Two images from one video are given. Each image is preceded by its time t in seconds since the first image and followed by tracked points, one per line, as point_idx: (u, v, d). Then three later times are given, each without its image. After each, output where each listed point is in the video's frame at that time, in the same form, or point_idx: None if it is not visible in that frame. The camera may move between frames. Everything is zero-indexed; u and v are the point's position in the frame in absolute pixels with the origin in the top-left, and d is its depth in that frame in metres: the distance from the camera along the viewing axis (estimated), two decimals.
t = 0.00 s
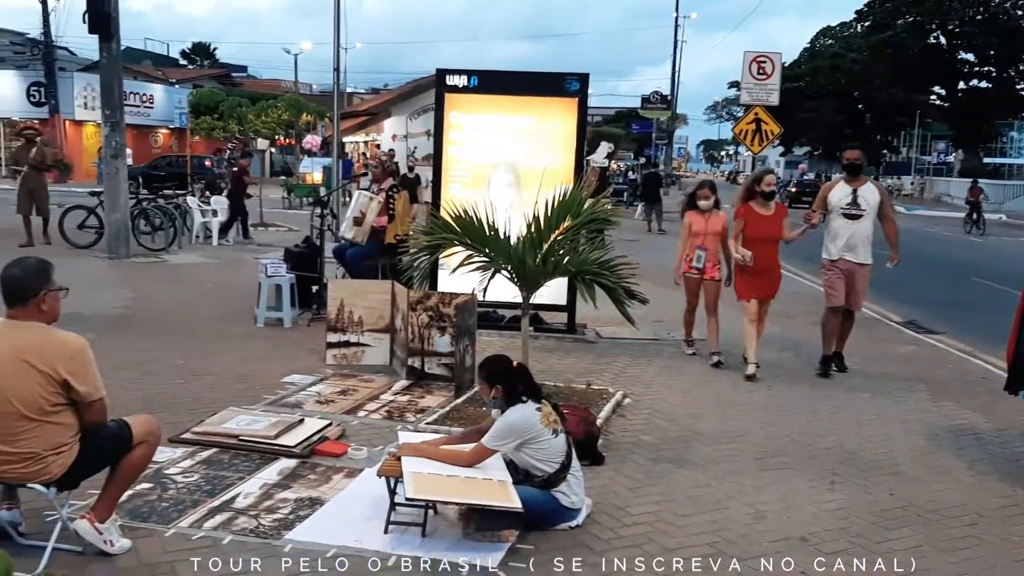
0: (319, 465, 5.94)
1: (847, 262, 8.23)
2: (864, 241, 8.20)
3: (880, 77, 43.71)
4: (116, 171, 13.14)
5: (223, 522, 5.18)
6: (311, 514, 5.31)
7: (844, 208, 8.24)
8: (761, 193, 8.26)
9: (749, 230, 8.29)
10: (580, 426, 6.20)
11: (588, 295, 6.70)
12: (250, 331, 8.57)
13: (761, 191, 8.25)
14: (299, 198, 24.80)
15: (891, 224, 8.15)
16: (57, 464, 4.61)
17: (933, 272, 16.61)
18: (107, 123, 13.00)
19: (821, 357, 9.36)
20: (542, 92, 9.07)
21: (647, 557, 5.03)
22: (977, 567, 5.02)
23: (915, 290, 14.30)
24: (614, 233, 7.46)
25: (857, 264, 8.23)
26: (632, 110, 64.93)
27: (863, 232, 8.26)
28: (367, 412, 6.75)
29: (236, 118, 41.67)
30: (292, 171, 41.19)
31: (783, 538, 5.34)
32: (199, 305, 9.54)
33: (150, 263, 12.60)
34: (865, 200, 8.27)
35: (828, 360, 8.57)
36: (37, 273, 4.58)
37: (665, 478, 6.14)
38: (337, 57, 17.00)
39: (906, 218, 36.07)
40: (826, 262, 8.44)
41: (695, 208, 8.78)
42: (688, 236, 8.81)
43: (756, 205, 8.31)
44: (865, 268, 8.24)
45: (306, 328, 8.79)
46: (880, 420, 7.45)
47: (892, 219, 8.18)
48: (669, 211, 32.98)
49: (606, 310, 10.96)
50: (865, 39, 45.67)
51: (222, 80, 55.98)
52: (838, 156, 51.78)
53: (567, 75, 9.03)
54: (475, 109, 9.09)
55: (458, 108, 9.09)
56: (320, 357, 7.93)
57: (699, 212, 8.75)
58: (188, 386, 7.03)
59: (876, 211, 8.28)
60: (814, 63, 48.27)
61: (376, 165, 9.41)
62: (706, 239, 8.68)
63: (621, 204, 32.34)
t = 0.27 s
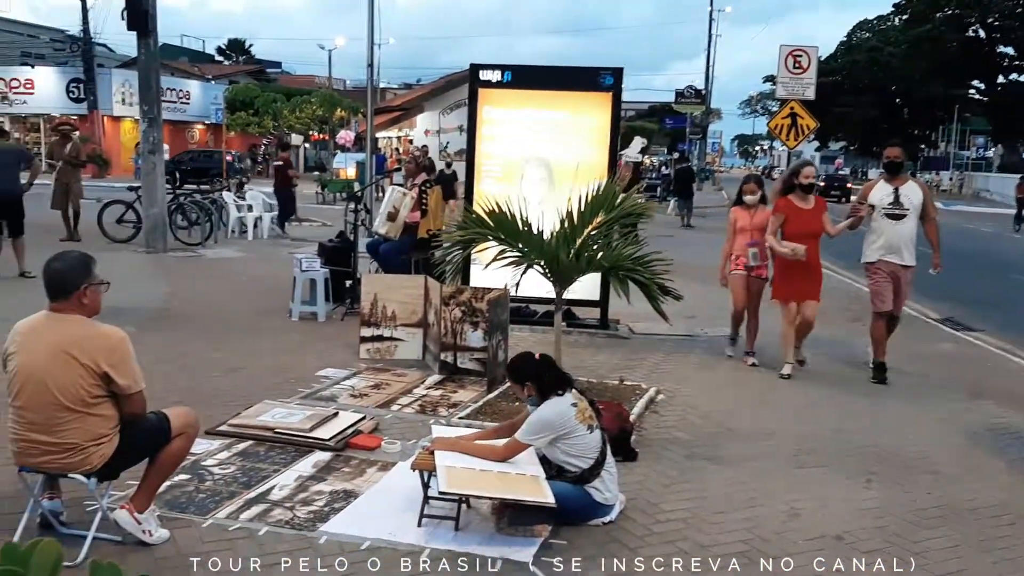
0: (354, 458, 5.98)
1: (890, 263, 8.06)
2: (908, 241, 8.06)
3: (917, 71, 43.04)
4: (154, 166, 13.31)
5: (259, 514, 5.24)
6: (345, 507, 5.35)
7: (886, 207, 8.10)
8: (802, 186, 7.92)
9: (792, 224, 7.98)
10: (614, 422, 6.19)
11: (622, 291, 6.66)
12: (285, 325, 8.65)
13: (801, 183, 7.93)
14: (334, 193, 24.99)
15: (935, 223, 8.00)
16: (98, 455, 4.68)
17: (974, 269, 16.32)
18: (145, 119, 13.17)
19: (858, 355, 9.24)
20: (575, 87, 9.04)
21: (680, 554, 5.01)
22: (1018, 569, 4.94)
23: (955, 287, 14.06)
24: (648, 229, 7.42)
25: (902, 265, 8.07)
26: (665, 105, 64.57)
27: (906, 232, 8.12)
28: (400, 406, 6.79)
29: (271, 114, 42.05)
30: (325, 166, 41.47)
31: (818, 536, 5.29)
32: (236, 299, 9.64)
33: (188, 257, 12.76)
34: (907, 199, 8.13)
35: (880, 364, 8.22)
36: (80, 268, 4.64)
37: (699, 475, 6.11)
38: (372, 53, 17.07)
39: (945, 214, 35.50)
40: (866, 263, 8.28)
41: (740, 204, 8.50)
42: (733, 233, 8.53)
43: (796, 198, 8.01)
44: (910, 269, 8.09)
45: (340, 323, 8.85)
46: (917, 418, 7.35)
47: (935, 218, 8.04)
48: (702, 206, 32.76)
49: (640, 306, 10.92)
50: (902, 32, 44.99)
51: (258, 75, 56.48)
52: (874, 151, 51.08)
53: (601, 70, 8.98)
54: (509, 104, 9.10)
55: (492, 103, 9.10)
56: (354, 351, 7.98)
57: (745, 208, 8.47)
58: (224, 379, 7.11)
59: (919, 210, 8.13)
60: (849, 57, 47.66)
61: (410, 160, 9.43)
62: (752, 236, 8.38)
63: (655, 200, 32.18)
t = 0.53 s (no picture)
0: (376, 454, 6.00)
1: (923, 265, 7.92)
2: (942, 240, 7.86)
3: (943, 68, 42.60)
4: (178, 163, 13.42)
5: (282, 508, 5.27)
6: (367, 503, 5.37)
7: (920, 205, 7.87)
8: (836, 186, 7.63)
9: (824, 227, 7.67)
10: (635, 420, 6.17)
11: (645, 289, 6.64)
12: (307, 321, 8.70)
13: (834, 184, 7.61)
14: (356, 190, 25.07)
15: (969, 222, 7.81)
16: (124, 448, 4.73)
17: (1001, 269, 16.14)
18: (170, 115, 13.26)
19: (882, 355, 9.17)
20: (599, 85, 9.02)
21: (702, 552, 4.99)
22: None
23: (981, 287, 13.91)
24: (670, 227, 7.39)
25: (936, 267, 7.90)
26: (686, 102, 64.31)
27: (939, 231, 7.92)
28: (422, 402, 6.81)
29: (293, 110, 42.25)
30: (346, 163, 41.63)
31: (842, 536, 5.26)
32: (259, 295, 9.71)
33: (212, 253, 12.86)
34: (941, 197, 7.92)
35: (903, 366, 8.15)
36: (106, 262, 4.68)
37: (721, 473, 6.09)
38: (394, 50, 17.11)
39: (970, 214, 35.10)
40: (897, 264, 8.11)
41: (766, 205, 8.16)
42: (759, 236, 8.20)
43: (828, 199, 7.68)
44: (943, 269, 7.90)
45: (362, 319, 8.89)
46: (941, 419, 7.29)
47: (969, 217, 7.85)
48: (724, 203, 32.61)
49: (662, 304, 10.90)
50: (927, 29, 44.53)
51: (281, 72, 56.74)
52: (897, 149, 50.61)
53: (624, 67, 8.95)
54: (531, 101, 9.09)
55: (515, 100, 9.10)
56: (376, 347, 8.01)
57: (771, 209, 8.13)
58: (248, 374, 7.16)
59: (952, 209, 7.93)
60: (872, 54, 47.24)
61: (432, 157, 9.43)
62: (781, 239, 8.05)
63: (677, 197, 32.05)
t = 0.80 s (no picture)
0: (393, 449, 6.02)
1: (949, 272, 7.50)
2: (974, 248, 7.41)
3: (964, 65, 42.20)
4: (198, 158, 13.48)
5: (300, 503, 5.30)
6: (384, 498, 5.39)
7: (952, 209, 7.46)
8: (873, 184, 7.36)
9: (858, 227, 7.49)
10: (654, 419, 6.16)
11: (663, 287, 6.63)
12: (325, 317, 8.74)
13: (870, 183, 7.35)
14: (374, 186, 25.12)
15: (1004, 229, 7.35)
16: (145, 442, 4.77)
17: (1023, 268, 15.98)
18: (190, 111, 13.34)
19: (902, 354, 9.10)
20: (617, 81, 9.00)
21: (719, 551, 4.98)
22: None
23: (1003, 286, 13.78)
24: (689, 224, 7.37)
25: (964, 275, 7.43)
26: (705, 99, 64.07)
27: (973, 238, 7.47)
28: (439, 398, 6.82)
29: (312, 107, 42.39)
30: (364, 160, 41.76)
31: (860, 536, 5.23)
32: (278, 290, 9.75)
33: (231, 249, 12.93)
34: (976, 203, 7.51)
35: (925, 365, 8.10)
36: (128, 258, 4.72)
37: (739, 472, 6.08)
38: (413, 47, 17.13)
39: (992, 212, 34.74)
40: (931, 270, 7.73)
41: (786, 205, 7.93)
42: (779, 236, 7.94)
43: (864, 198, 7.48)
44: (975, 279, 7.42)
45: (380, 315, 8.92)
46: (962, 419, 7.23)
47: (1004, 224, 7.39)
48: (742, 201, 32.51)
49: (681, 301, 10.87)
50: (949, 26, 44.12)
51: (300, 69, 56.94)
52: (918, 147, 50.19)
53: (644, 64, 8.92)
54: (550, 98, 9.09)
55: (533, 97, 9.09)
56: (394, 344, 8.03)
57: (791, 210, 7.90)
58: (267, 369, 7.20)
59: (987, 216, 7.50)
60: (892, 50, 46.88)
61: (450, 154, 9.43)
62: (801, 239, 7.77)
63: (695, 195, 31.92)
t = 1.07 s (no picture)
0: (411, 444, 6.04)
1: (988, 269, 7.33)
2: (1011, 244, 7.26)
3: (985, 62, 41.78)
4: (217, 154, 13.55)
5: (318, 497, 5.32)
6: (402, 493, 5.40)
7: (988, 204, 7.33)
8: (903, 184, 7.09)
9: (887, 227, 7.19)
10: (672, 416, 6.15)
11: (682, 283, 6.61)
12: (343, 312, 8.76)
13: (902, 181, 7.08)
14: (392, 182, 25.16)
15: None
16: (164, 435, 4.80)
17: None
18: (209, 107, 13.39)
19: (922, 352, 9.03)
20: (636, 77, 8.97)
21: (737, 548, 4.97)
22: None
23: None
24: (707, 221, 7.34)
25: (1001, 272, 7.30)
26: (723, 95, 63.78)
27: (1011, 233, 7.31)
28: (456, 394, 6.83)
29: (329, 103, 42.49)
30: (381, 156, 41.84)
31: (879, 534, 5.20)
32: (297, 286, 9.79)
33: (249, 244, 12.99)
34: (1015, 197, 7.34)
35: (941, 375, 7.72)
36: (147, 252, 4.74)
37: (757, 469, 6.05)
38: (431, 44, 17.14)
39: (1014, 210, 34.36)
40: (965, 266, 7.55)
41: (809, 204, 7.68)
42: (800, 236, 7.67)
43: (895, 198, 7.18)
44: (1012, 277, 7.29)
45: (397, 311, 8.94)
46: (982, 417, 7.17)
47: None
48: (760, 197, 32.36)
49: (699, 298, 10.83)
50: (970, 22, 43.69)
51: (318, 65, 57.12)
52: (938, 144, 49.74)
53: (663, 59, 8.88)
54: (568, 94, 9.08)
55: (551, 92, 9.09)
56: (411, 339, 8.05)
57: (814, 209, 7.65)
58: (285, 364, 7.23)
59: None
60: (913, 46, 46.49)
61: (466, 148, 9.39)
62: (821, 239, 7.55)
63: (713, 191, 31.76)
